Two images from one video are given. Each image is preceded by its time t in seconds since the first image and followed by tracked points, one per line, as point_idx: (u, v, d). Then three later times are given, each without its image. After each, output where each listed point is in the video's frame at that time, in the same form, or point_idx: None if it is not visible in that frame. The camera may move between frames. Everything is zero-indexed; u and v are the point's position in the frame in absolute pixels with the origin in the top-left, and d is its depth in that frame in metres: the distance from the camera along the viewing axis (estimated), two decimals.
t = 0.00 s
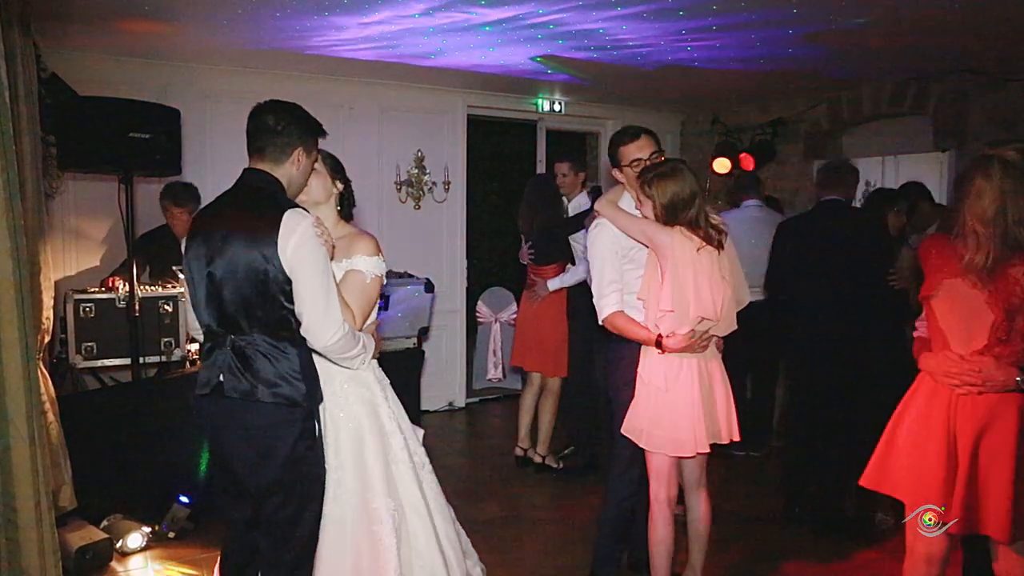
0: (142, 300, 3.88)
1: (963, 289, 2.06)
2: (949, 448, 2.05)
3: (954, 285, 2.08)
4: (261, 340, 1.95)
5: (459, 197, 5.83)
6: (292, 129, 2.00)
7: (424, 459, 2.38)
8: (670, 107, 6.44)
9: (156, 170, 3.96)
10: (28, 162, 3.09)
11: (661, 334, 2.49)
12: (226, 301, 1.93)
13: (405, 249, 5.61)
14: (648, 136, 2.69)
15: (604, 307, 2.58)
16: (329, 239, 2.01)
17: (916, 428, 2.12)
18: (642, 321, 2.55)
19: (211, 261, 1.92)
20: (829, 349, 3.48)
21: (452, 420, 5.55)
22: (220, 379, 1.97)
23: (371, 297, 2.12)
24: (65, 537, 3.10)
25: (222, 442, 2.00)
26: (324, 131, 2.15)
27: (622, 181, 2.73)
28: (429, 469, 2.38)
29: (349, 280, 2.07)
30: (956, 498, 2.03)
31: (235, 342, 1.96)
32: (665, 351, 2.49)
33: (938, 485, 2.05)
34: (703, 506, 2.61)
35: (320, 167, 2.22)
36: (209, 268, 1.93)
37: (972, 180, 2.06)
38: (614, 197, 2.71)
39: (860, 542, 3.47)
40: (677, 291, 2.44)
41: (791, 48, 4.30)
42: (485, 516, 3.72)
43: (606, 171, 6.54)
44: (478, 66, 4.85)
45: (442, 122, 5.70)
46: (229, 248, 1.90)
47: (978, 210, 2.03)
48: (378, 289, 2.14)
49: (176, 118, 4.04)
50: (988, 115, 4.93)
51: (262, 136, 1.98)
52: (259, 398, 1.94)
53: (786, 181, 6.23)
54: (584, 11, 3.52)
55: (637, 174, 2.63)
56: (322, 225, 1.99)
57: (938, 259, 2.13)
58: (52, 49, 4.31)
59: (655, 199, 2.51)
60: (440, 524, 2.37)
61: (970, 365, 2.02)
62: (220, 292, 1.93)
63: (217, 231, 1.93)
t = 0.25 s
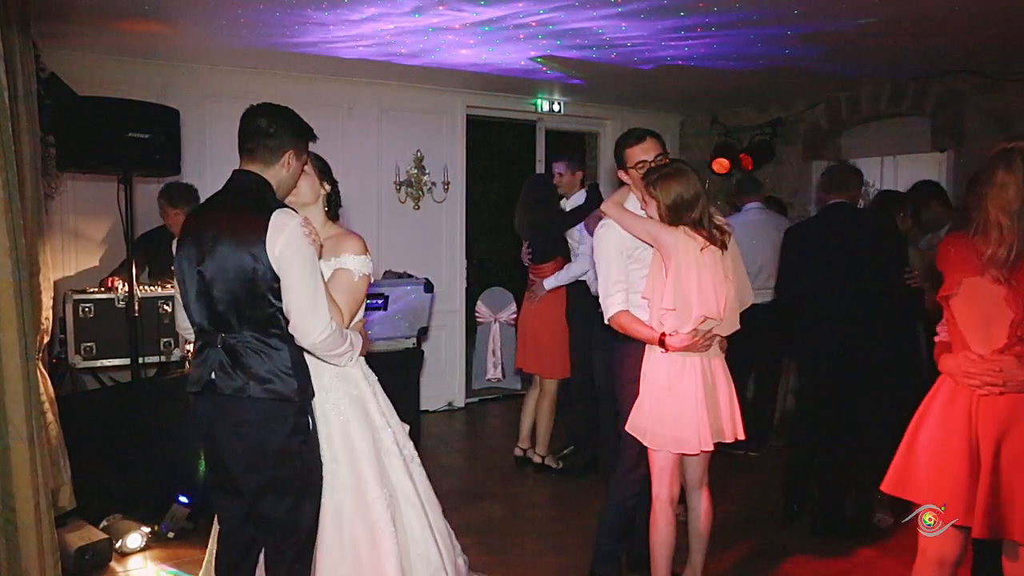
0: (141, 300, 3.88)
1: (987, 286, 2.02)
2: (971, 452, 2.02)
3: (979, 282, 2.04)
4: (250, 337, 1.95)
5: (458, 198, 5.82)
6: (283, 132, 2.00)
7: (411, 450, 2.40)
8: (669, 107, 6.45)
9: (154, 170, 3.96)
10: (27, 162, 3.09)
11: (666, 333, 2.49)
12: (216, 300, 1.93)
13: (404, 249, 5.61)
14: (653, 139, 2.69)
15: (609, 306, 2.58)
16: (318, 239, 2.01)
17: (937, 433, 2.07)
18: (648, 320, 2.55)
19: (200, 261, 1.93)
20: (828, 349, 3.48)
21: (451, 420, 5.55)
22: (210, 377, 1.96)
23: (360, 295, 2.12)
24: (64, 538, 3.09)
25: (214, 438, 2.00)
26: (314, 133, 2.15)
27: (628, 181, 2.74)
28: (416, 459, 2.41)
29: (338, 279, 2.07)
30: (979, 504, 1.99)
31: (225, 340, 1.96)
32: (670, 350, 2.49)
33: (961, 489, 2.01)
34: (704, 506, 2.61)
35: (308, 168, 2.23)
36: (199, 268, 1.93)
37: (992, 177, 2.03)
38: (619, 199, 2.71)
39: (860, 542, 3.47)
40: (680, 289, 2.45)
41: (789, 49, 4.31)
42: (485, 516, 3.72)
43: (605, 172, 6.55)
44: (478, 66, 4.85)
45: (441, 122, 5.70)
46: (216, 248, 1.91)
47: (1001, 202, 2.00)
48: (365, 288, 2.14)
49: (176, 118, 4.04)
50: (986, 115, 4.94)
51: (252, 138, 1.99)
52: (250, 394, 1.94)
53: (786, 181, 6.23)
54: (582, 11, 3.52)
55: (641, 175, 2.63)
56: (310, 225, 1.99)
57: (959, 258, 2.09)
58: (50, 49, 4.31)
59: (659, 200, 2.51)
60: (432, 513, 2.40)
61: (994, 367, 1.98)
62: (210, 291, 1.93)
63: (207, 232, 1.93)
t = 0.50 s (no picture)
0: (140, 300, 3.88)
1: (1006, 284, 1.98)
2: (994, 453, 1.97)
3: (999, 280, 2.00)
4: (251, 338, 1.95)
5: (458, 198, 5.82)
6: (282, 132, 2.01)
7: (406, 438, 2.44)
8: (669, 107, 6.45)
9: (153, 170, 3.95)
10: (26, 162, 3.09)
11: (664, 329, 2.48)
12: (216, 301, 1.93)
13: (403, 249, 5.61)
14: (661, 140, 2.69)
15: (609, 302, 2.59)
16: (316, 239, 2.01)
17: (960, 437, 2.04)
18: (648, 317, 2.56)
19: (201, 263, 1.92)
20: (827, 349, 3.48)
21: (451, 420, 5.55)
22: (212, 377, 1.97)
23: (356, 295, 2.12)
24: (62, 538, 3.09)
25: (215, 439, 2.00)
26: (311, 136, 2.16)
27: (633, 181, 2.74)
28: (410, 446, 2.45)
29: (334, 278, 2.07)
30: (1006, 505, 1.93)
31: (225, 341, 1.96)
32: (667, 347, 2.48)
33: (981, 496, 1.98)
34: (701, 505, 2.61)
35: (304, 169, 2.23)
36: (199, 269, 1.93)
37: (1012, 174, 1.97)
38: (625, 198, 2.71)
39: (860, 542, 3.47)
40: (681, 287, 2.44)
41: (790, 48, 4.30)
42: (484, 516, 3.72)
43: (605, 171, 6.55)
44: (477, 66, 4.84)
45: (440, 122, 5.69)
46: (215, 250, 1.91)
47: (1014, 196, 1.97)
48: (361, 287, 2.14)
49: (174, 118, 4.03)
50: (986, 115, 4.94)
51: (251, 138, 1.99)
52: (251, 394, 1.94)
53: (785, 181, 6.23)
54: (582, 11, 3.52)
55: (647, 174, 2.63)
56: (308, 225, 1.99)
57: (978, 258, 2.07)
58: (49, 49, 4.31)
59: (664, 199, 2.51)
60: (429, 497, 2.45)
61: (1013, 365, 1.94)
62: (210, 293, 1.93)
63: (206, 233, 1.93)
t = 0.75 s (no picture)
0: (139, 300, 3.87)
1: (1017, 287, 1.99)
2: (1013, 458, 1.98)
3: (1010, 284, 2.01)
4: (263, 339, 1.95)
5: (457, 198, 5.82)
6: (290, 133, 2.02)
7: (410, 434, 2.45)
8: (668, 107, 6.45)
9: (152, 170, 3.95)
10: (26, 162, 3.08)
11: (661, 326, 2.50)
12: (227, 302, 1.93)
13: (403, 249, 5.61)
14: (666, 139, 2.68)
15: (605, 296, 2.61)
16: (325, 240, 2.02)
17: (978, 443, 2.04)
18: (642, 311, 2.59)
19: (211, 263, 1.92)
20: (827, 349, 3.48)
21: (450, 420, 5.55)
22: (221, 379, 1.96)
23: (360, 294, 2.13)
24: (61, 538, 3.09)
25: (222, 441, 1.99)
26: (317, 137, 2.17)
27: (635, 179, 2.74)
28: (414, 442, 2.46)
29: (339, 278, 2.07)
30: None
31: (237, 342, 1.96)
32: (660, 341, 2.50)
33: (1000, 501, 1.98)
34: (699, 505, 2.59)
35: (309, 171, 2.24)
36: (209, 271, 1.93)
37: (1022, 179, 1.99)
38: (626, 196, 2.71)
39: (861, 541, 3.47)
40: (678, 284, 2.45)
41: (789, 48, 4.30)
42: (483, 516, 3.72)
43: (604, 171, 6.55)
44: (477, 66, 4.84)
45: (440, 122, 5.70)
46: (226, 251, 1.90)
47: None
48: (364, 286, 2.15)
49: (174, 118, 4.03)
50: (985, 115, 4.95)
51: (257, 137, 2.00)
52: (263, 395, 1.94)
53: (784, 181, 6.24)
54: (581, 11, 3.52)
55: (650, 172, 2.62)
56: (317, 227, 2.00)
57: (989, 261, 2.08)
58: (48, 49, 4.31)
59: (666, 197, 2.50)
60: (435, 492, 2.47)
61: None
62: (221, 294, 1.93)
63: (214, 234, 1.93)
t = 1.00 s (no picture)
0: (139, 300, 3.87)
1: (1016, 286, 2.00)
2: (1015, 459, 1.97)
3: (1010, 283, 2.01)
4: (291, 342, 2.00)
5: (457, 198, 5.82)
6: (313, 133, 2.05)
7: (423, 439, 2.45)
8: (667, 107, 6.45)
9: (152, 170, 3.94)
10: (25, 161, 3.08)
11: (652, 325, 2.51)
12: (257, 304, 1.96)
13: (402, 249, 5.61)
14: (669, 138, 2.67)
15: (598, 291, 2.63)
16: (353, 243, 2.07)
17: (980, 444, 2.03)
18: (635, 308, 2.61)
19: (240, 265, 1.94)
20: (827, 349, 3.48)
21: (449, 420, 5.55)
22: (249, 381, 1.98)
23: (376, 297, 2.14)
24: (61, 538, 3.09)
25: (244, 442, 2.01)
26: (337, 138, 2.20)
27: (637, 177, 2.75)
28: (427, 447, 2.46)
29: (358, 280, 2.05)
30: None
31: (265, 344, 2.00)
32: (649, 338, 2.52)
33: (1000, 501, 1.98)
34: (694, 505, 2.59)
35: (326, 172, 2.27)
36: (238, 272, 1.95)
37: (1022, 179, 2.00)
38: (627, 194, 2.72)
39: (862, 540, 3.47)
40: (668, 281, 2.45)
41: (788, 49, 4.31)
42: (483, 516, 3.72)
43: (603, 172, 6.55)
44: (476, 66, 4.84)
45: (440, 123, 5.70)
46: (257, 254, 1.93)
47: None
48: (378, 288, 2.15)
49: (173, 118, 4.02)
50: (984, 116, 4.95)
51: (280, 134, 2.03)
52: (294, 397, 1.98)
53: (784, 181, 6.23)
54: (581, 11, 3.52)
55: (650, 171, 2.63)
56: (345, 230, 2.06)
57: (989, 261, 2.08)
58: (48, 49, 4.31)
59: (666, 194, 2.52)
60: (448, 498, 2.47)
61: None
62: (249, 295, 1.96)
63: (243, 235, 1.95)
